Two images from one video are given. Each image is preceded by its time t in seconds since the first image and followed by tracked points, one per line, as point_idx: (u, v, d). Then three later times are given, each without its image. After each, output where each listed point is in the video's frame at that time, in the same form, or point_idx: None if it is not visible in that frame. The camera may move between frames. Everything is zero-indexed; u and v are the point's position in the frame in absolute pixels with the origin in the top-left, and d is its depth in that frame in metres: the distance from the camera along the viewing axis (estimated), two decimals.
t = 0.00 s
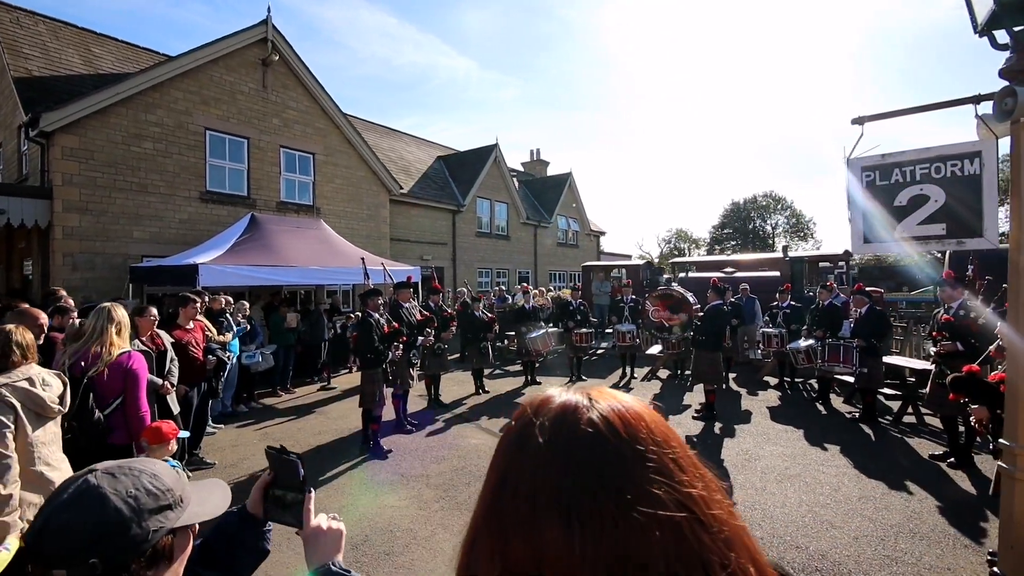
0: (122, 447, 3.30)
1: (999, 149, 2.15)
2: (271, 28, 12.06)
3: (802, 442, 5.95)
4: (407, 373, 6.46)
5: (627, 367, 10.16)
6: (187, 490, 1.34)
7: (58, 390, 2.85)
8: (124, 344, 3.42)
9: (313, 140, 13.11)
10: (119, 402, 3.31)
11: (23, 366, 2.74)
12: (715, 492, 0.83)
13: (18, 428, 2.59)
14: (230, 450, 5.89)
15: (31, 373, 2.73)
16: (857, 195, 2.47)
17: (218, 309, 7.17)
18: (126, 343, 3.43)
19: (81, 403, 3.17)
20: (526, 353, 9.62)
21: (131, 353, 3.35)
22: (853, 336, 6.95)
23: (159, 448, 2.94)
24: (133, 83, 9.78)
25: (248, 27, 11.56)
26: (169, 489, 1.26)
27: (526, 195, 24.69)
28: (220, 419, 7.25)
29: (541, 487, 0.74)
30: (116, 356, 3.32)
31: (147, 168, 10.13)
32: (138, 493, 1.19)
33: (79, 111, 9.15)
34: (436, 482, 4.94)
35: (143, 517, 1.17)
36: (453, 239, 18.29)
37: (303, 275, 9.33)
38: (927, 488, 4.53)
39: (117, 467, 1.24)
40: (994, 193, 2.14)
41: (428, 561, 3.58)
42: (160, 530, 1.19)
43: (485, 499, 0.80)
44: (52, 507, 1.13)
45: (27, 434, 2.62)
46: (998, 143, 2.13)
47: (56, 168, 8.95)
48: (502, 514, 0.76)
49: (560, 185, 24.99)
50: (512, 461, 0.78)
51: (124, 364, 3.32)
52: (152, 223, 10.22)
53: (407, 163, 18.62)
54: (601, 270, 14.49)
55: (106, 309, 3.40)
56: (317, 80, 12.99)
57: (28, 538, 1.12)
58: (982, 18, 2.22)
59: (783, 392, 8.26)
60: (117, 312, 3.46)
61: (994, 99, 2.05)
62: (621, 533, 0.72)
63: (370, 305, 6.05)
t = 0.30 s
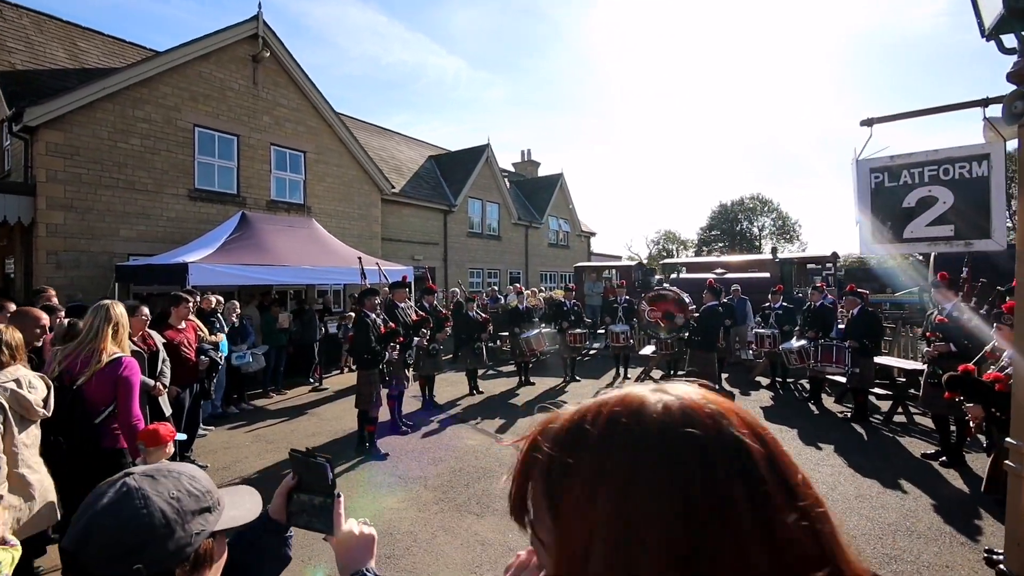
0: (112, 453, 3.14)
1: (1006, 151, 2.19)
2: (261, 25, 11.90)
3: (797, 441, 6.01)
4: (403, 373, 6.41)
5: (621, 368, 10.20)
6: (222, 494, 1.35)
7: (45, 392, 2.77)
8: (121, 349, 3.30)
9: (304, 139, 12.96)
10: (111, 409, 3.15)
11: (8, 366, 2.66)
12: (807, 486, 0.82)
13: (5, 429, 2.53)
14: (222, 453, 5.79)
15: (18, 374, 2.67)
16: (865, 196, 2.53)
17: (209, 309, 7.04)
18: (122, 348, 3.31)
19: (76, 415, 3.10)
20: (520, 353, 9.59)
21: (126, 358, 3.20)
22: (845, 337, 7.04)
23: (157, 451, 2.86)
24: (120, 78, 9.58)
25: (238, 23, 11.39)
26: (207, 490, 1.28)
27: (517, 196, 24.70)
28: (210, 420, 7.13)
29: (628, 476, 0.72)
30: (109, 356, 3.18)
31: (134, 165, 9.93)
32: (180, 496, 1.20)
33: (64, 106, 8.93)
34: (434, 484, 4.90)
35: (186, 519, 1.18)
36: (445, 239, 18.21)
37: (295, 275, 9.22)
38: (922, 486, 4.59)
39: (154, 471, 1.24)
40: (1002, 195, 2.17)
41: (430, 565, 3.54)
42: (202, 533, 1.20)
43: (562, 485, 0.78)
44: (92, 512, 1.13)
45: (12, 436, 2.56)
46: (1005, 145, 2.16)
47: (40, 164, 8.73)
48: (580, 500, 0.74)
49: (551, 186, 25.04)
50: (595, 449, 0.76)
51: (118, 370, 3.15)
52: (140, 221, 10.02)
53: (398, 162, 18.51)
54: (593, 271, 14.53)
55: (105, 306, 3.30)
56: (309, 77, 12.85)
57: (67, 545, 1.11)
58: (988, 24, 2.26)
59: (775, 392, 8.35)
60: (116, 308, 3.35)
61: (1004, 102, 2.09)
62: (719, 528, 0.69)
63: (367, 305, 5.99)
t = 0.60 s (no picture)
0: (100, 455, 3.02)
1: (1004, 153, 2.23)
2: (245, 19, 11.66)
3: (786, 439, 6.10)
4: (393, 374, 6.34)
5: (610, 366, 10.25)
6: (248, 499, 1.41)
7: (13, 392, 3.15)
8: (102, 351, 3.16)
9: (288, 136, 12.76)
10: (95, 415, 3.02)
11: None
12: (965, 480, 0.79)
13: None
14: (208, 456, 5.65)
15: None
16: (865, 196, 2.57)
17: (192, 309, 6.86)
18: (103, 349, 3.18)
19: (57, 421, 2.96)
20: (510, 353, 9.56)
21: (109, 360, 3.10)
22: (831, 335, 7.17)
23: (148, 453, 2.78)
24: (99, 71, 9.30)
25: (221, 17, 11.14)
26: (236, 495, 1.33)
27: (503, 195, 24.69)
28: (194, 423, 6.96)
29: (865, 474, 0.60)
30: (92, 359, 3.06)
31: (112, 161, 9.65)
32: (212, 500, 1.26)
33: (39, 99, 8.64)
34: (428, 485, 4.85)
35: (220, 523, 1.24)
36: (432, 238, 18.10)
37: (281, 274, 9.05)
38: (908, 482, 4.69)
39: (180, 476, 1.29)
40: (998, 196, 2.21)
41: (427, 567, 3.49)
42: (235, 537, 1.27)
43: (773, 493, 0.63)
44: (125, 519, 1.17)
45: None
46: (1002, 147, 2.20)
47: (13, 160, 8.43)
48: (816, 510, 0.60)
49: (538, 185, 25.09)
50: (813, 448, 0.63)
51: (100, 373, 3.02)
52: (118, 218, 9.75)
53: (384, 161, 18.34)
54: (580, 270, 14.59)
55: (87, 307, 3.15)
56: (294, 74, 12.65)
57: (100, 554, 1.14)
58: (985, 29, 2.31)
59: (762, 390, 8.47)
60: (99, 309, 3.22)
61: (1001, 105, 2.14)
62: (971, 525, 0.60)
63: (357, 304, 5.90)
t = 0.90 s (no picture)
0: (90, 459, 2.93)
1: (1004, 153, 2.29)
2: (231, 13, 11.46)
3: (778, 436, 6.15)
4: (386, 374, 6.28)
5: (601, 365, 10.27)
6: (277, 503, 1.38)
7: None
8: (88, 352, 3.05)
9: (276, 133, 12.57)
10: (80, 419, 2.91)
11: None
12: None
13: None
14: (197, 459, 5.53)
15: None
16: (868, 192, 2.59)
17: (180, 309, 6.71)
18: (89, 350, 3.06)
19: (42, 426, 2.86)
20: (503, 352, 9.53)
21: (95, 362, 3.00)
22: (821, 333, 7.26)
23: (142, 457, 2.72)
24: (80, 66, 9.07)
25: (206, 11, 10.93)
26: (266, 499, 1.30)
27: (493, 195, 24.65)
28: (182, 425, 6.82)
29: None
30: (77, 361, 2.95)
31: (94, 157, 9.41)
32: (243, 505, 1.23)
33: (17, 93, 8.39)
34: (423, 487, 4.79)
35: (252, 529, 1.21)
36: (422, 237, 18.00)
37: (269, 274, 8.93)
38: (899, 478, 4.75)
39: (210, 478, 1.25)
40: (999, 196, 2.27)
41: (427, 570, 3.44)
42: (267, 543, 1.24)
43: (999, 456, 0.58)
44: (155, 526, 1.13)
45: None
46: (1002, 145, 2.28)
47: None
48: None
49: (527, 185, 25.10)
50: None
51: (87, 374, 2.93)
52: (101, 217, 9.51)
53: (374, 159, 18.18)
54: (571, 270, 14.61)
55: (73, 306, 3.05)
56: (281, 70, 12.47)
57: (131, 563, 1.11)
58: (985, 29, 2.34)
59: (752, 388, 8.55)
60: (87, 308, 3.13)
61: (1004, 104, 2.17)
62: None
63: (351, 304, 5.83)
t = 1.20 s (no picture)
0: (79, 463, 2.82)
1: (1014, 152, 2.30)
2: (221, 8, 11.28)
3: (775, 435, 6.16)
4: (382, 374, 6.20)
5: (596, 365, 10.26)
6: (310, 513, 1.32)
7: None
8: (77, 351, 2.94)
9: (266, 130, 12.41)
10: (71, 422, 2.81)
11: None
12: None
13: None
14: (188, 462, 5.40)
15: None
16: (878, 190, 2.62)
17: (170, 308, 6.56)
18: (79, 350, 2.96)
19: (28, 429, 2.74)
20: (498, 352, 9.47)
21: (85, 363, 2.90)
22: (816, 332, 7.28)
23: (135, 462, 2.63)
24: (64, 59, 8.85)
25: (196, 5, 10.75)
26: (299, 509, 1.25)
27: (485, 194, 24.56)
28: (172, 427, 6.68)
29: None
30: (64, 363, 2.85)
31: (80, 153, 9.20)
32: (279, 517, 1.18)
33: None
34: (421, 489, 4.72)
35: (289, 543, 1.16)
36: (414, 236, 17.88)
37: (262, 272, 8.81)
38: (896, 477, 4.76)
39: (241, 489, 1.20)
40: (1009, 195, 2.28)
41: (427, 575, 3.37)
42: (303, 558, 1.18)
43: None
44: (187, 542, 1.07)
45: None
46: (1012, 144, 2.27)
47: None
48: None
49: (520, 185, 25.06)
50: None
51: (77, 376, 2.83)
52: (86, 214, 9.29)
53: (366, 158, 18.03)
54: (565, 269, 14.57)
55: (59, 306, 2.96)
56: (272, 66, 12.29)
57: None
58: (994, 27, 2.34)
59: (747, 387, 8.59)
60: (74, 308, 3.03)
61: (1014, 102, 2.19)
62: None
63: (347, 303, 5.74)
